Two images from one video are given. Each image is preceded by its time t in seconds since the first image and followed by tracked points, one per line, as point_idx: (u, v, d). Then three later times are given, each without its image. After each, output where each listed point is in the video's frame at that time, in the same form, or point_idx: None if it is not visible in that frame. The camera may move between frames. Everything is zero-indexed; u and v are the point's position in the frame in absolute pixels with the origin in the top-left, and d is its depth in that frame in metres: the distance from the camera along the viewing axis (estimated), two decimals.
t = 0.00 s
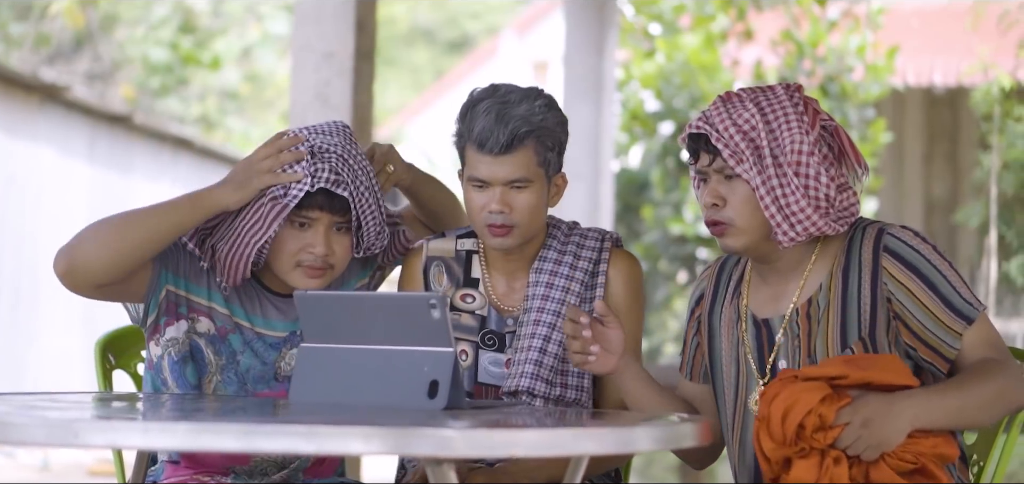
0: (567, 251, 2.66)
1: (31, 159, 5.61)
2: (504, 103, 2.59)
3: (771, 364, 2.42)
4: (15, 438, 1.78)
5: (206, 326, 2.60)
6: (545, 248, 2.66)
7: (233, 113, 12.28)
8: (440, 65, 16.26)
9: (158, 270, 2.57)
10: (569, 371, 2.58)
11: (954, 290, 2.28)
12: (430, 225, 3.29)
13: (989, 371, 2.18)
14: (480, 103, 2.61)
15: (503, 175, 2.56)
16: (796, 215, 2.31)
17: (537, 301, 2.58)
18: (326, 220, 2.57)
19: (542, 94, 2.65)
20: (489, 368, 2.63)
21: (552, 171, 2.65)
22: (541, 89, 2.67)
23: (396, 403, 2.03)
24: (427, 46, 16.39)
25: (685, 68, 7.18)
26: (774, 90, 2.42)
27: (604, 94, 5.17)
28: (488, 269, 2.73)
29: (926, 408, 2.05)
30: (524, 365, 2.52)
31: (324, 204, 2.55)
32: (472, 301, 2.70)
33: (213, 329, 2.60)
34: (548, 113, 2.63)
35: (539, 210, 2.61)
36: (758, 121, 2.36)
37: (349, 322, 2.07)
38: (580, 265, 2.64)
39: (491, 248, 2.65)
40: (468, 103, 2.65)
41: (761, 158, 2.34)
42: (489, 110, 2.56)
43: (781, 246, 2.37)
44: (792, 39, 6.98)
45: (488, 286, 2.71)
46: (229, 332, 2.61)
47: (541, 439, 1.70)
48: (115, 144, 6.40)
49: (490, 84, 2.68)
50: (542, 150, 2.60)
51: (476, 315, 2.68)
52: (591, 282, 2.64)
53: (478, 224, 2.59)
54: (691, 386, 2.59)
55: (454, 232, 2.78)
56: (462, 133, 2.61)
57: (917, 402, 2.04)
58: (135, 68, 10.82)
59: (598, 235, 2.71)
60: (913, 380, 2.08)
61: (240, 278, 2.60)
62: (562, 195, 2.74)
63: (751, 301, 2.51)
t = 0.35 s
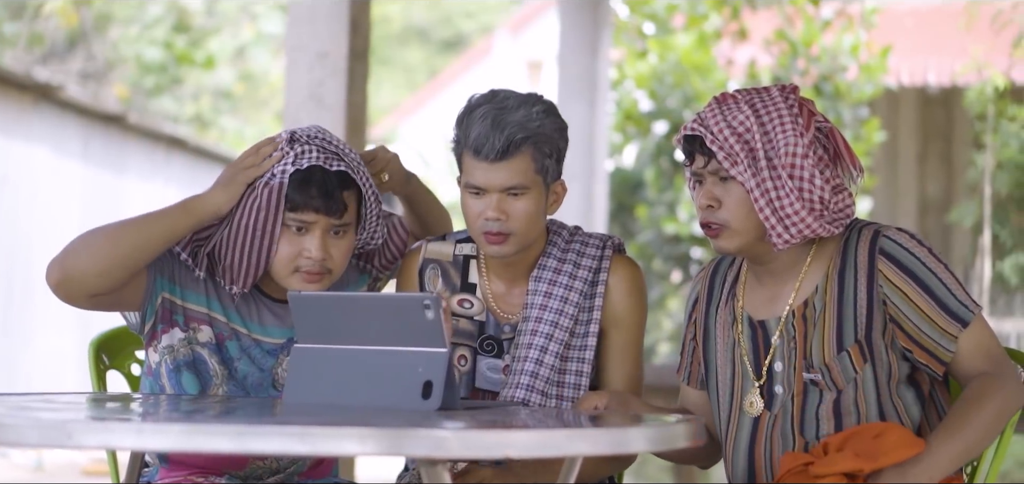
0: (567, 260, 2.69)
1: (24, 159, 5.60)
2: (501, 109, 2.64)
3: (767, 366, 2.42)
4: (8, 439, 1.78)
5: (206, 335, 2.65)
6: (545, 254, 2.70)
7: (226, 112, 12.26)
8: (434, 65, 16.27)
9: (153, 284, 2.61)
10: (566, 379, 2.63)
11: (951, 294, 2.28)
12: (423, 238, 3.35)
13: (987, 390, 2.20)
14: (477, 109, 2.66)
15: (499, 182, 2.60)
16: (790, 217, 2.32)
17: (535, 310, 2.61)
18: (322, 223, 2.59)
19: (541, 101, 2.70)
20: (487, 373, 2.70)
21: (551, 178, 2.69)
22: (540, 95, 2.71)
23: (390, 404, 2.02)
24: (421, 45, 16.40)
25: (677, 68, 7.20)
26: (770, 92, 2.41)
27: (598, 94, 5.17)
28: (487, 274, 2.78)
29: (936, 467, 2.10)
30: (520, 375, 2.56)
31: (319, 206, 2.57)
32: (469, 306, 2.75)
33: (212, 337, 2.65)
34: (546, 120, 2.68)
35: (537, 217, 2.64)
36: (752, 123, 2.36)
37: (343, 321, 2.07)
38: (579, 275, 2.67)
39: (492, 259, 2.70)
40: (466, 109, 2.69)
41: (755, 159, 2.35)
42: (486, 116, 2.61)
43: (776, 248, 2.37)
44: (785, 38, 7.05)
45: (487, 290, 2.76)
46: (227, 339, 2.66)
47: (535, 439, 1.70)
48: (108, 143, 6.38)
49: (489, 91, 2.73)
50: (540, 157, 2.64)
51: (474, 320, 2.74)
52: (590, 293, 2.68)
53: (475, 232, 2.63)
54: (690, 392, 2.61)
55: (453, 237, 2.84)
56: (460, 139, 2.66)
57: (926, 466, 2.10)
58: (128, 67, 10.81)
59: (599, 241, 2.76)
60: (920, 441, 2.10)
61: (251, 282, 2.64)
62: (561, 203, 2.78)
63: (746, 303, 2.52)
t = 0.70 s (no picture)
0: (563, 257, 2.72)
1: (19, 157, 5.60)
2: (498, 108, 2.65)
3: (764, 363, 2.42)
4: (3, 439, 1.78)
5: (194, 356, 2.56)
6: (541, 251, 2.72)
7: (221, 110, 12.26)
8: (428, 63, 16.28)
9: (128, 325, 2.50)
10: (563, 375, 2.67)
11: (950, 291, 2.28)
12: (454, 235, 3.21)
13: (986, 389, 2.21)
14: (474, 109, 2.67)
15: (495, 180, 2.60)
16: (785, 213, 2.31)
17: (534, 304, 2.65)
18: (321, 221, 2.56)
19: (539, 100, 2.70)
20: (485, 370, 2.70)
21: (547, 176, 2.68)
22: (537, 94, 2.71)
23: (386, 404, 2.02)
24: (416, 44, 16.40)
25: (672, 66, 7.21)
26: (768, 91, 2.41)
27: (594, 93, 5.17)
28: (486, 273, 2.78)
29: (934, 467, 2.11)
30: (519, 366, 2.59)
31: (316, 204, 2.54)
32: (467, 305, 2.76)
33: (202, 356, 2.57)
34: (542, 117, 2.66)
35: (532, 214, 2.64)
36: (748, 119, 2.36)
37: (336, 321, 2.07)
38: (576, 270, 2.70)
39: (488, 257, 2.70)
40: (463, 109, 2.69)
41: (751, 155, 2.35)
42: (483, 115, 2.62)
43: (771, 245, 2.37)
44: (779, 37, 7.01)
45: (484, 289, 2.76)
46: (218, 357, 2.57)
47: (531, 439, 1.70)
48: (103, 142, 6.37)
49: (488, 89, 2.73)
50: (536, 155, 2.64)
51: (471, 319, 2.75)
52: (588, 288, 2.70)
53: (473, 229, 2.64)
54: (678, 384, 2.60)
55: (449, 236, 2.84)
56: (457, 138, 2.66)
57: (924, 465, 2.10)
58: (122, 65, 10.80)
59: (596, 238, 2.77)
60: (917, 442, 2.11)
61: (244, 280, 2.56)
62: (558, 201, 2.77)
63: (746, 300, 2.51)
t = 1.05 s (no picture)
0: (558, 261, 2.72)
1: (14, 157, 5.59)
2: (494, 109, 2.65)
3: (763, 364, 2.41)
4: None
5: (189, 370, 2.57)
6: (538, 253, 2.73)
7: (215, 109, 12.25)
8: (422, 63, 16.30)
9: (134, 358, 2.55)
10: (562, 375, 2.68)
11: (949, 291, 2.29)
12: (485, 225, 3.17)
13: (985, 388, 2.21)
14: (470, 109, 2.66)
15: (491, 183, 2.60)
16: (783, 212, 2.31)
17: (531, 305, 2.66)
18: (319, 228, 2.54)
19: (534, 100, 2.70)
20: (484, 373, 2.70)
21: (544, 178, 2.69)
22: (532, 95, 2.71)
23: (381, 404, 2.02)
24: (410, 43, 16.41)
25: (666, 65, 7.21)
26: (762, 90, 2.41)
27: (588, 91, 5.16)
28: (480, 275, 2.79)
29: (932, 467, 2.11)
30: (518, 368, 2.60)
31: (315, 213, 2.53)
32: (462, 309, 2.76)
33: (197, 369, 2.58)
34: (538, 119, 2.67)
35: (530, 216, 2.65)
36: (744, 120, 2.36)
37: (330, 321, 2.06)
38: (573, 271, 2.70)
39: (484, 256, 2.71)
40: (459, 110, 2.69)
41: (747, 155, 2.35)
42: (478, 117, 2.61)
43: (770, 245, 2.37)
44: (774, 36, 6.95)
45: (479, 291, 2.77)
46: (214, 369, 2.58)
47: (527, 439, 1.70)
48: (97, 140, 6.36)
49: (481, 91, 2.73)
50: (532, 156, 2.64)
51: (469, 322, 2.75)
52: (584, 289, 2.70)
53: (470, 231, 2.65)
54: (665, 377, 2.60)
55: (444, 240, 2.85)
56: (452, 139, 2.66)
57: (923, 466, 2.10)
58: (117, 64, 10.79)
59: (591, 238, 2.78)
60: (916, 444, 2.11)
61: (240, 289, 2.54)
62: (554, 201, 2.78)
63: (743, 300, 2.51)
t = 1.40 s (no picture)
0: (564, 267, 2.73)
1: (9, 157, 5.58)
2: (500, 119, 2.64)
3: (759, 364, 2.41)
4: None
5: (180, 373, 2.56)
6: (542, 263, 2.73)
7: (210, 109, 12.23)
8: (416, 63, 16.31)
9: (128, 364, 2.54)
10: (567, 381, 2.70)
11: (943, 290, 2.28)
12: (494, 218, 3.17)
13: (979, 388, 2.21)
14: (476, 118, 2.66)
15: (494, 194, 2.59)
16: (777, 213, 2.31)
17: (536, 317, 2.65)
18: (309, 235, 2.54)
19: (541, 110, 2.69)
20: (481, 380, 2.71)
21: (548, 190, 2.68)
22: (540, 104, 2.70)
23: (375, 403, 2.02)
24: (404, 42, 16.41)
25: (661, 64, 7.20)
26: (755, 90, 2.41)
27: (583, 91, 5.15)
28: (481, 280, 2.79)
29: (927, 466, 2.10)
30: (521, 386, 2.58)
31: (304, 219, 2.51)
32: (462, 314, 2.77)
33: (189, 372, 2.57)
34: (545, 130, 2.66)
35: (532, 229, 2.64)
36: (737, 120, 2.36)
37: (324, 319, 2.06)
38: (578, 283, 2.70)
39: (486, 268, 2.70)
40: (464, 118, 2.69)
41: (740, 155, 2.34)
42: (483, 128, 2.60)
43: (764, 244, 2.36)
44: (768, 36, 7.04)
45: (480, 295, 2.77)
46: (205, 372, 2.57)
47: (521, 438, 1.70)
48: (91, 140, 6.34)
49: (489, 96, 2.73)
50: (537, 169, 2.63)
51: (467, 328, 2.76)
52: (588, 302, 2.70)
53: (471, 241, 2.64)
54: (659, 376, 2.60)
55: (446, 242, 2.86)
56: (457, 147, 2.65)
57: (917, 465, 2.09)
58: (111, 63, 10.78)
59: (596, 246, 2.78)
60: (911, 443, 2.10)
61: (231, 296, 2.55)
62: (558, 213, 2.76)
63: (738, 300, 2.51)
